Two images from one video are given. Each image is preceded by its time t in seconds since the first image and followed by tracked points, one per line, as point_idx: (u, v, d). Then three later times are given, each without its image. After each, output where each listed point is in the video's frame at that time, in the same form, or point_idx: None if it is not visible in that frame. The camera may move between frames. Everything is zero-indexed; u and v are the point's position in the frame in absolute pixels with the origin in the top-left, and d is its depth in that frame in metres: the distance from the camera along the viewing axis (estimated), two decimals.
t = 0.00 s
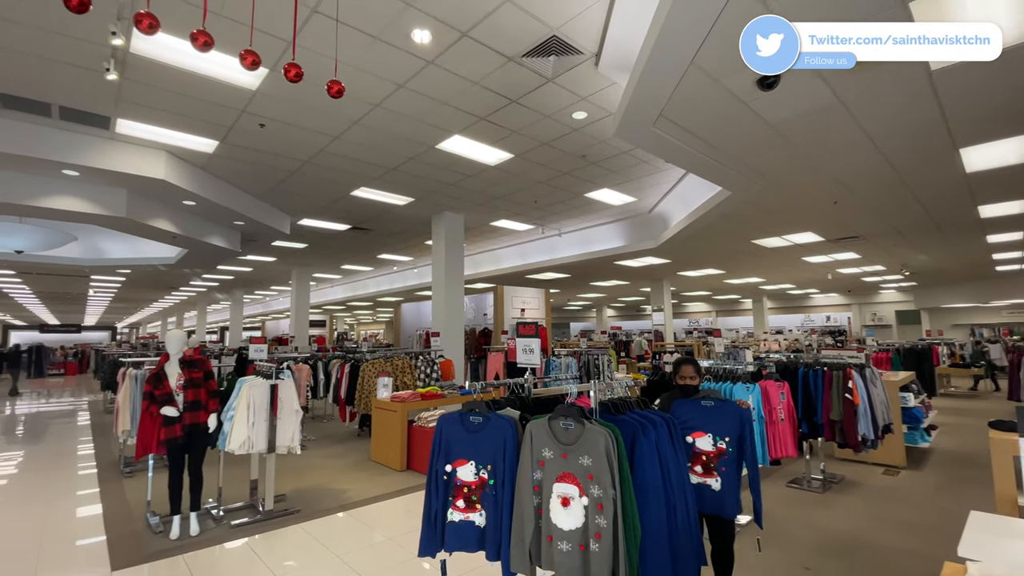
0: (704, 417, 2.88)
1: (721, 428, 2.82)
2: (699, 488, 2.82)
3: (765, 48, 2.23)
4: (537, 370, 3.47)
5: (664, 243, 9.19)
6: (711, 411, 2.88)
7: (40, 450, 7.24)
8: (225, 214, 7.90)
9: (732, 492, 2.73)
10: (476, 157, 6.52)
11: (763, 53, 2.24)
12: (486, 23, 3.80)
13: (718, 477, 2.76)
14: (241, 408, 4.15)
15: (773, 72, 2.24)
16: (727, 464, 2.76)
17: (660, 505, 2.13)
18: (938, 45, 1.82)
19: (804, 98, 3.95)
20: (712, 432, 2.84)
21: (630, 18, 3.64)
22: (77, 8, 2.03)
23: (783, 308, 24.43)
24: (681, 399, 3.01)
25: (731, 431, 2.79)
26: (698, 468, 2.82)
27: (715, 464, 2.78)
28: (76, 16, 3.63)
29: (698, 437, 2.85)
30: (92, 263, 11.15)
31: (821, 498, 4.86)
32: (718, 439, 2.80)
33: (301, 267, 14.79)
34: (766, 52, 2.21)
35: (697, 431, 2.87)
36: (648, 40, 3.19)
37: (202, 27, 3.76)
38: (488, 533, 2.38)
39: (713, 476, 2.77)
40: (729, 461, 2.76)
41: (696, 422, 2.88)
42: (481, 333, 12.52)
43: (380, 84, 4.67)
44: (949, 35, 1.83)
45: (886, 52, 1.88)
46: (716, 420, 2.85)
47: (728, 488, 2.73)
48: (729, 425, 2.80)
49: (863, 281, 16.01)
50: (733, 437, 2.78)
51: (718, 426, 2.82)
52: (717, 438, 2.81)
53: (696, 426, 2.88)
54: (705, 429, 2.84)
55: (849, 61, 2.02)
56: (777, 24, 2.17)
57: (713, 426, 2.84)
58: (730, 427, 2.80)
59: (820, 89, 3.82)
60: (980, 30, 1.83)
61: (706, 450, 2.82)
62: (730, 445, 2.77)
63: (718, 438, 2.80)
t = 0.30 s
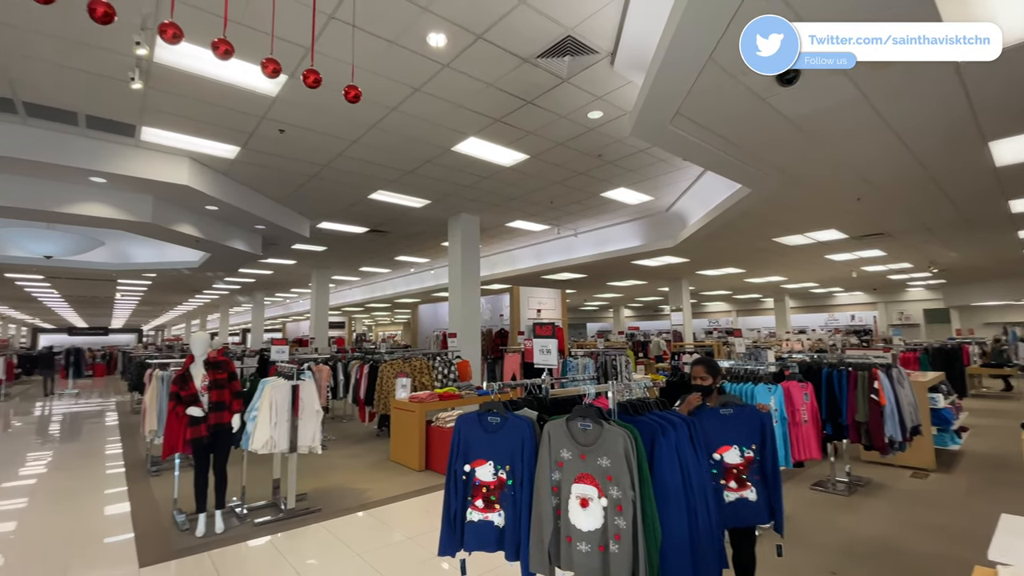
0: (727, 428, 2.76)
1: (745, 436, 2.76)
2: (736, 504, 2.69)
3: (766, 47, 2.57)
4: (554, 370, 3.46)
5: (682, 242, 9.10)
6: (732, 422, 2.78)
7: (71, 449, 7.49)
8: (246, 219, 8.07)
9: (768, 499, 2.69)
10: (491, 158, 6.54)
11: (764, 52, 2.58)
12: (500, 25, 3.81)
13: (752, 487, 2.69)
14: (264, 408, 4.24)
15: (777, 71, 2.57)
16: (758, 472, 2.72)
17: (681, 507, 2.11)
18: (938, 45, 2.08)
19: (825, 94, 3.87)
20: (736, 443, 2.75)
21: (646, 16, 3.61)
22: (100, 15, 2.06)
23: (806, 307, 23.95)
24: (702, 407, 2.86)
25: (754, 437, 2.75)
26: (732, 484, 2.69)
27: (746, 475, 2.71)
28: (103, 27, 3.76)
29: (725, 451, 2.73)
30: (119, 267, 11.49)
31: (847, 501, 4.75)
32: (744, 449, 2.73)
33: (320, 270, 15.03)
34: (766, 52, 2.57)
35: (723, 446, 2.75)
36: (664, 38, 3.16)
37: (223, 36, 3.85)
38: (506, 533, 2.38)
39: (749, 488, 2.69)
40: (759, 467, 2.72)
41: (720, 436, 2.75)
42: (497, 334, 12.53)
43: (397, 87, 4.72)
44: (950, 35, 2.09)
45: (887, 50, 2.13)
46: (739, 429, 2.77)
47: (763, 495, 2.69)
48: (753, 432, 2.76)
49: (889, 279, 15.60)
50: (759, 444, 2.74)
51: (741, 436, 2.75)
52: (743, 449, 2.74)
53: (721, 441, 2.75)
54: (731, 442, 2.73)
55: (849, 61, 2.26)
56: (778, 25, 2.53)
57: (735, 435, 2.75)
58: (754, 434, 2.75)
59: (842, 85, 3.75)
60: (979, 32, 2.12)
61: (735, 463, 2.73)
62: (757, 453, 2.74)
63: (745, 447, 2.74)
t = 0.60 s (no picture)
0: (761, 444, 2.60)
1: (778, 449, 2.63)
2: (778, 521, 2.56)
3: (765, 47, 2.44)
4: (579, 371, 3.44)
5: (708, 240, 8.93)
6: (764, 435, 2.62)
7: (113, 447, 7.81)
8: (275, 223, 8.28)
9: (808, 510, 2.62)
10: (513, 159, 6.55)
11: (762, 52, 2.45)
12: (522, 26, 3.82)
13: (792, 500, 2.61)
14: (294, 408, 4.34)
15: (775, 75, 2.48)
16: (791, 483, 2.65)
17: (712, 511, 2.06)
18: (938, 45, 2.08)
19: (857, 85, 3.75)
20: (769, 457, 2.61)
21: (669, 11, 3.56)
22: (134, 28, 2.07)
23: (839, 305, 23.21)
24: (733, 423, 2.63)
25: (786, 448, 2.66)
26: (774, 500, 2.55)
27: (784, 489, 2.60)
28: (138, 41, 3.91)
29: (761, 469, 2.57)
30: (155, 272, 11.93)
31: (885, 506, 4.58)
32: (779, 463, 2.61)
33: (346, 272, 15.30)
34: (766, 52, 2.43)
35: (759, 463, 2.57)
36: (687, 33, 3.12)
37: (252, 46, 3.96)
38: (533, 534, 2.38)
39: (789, 501, 2.59)
40: (796, 479, 2.63)
41: (756, 454, 2.57)
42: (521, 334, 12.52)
43: (419, 91, 4.77)
44: (949, 35, 2.08)
45: (887, 49, 2.09)
46: (772, 442, 2.63)
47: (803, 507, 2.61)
48: (784, 444, 2.65)
49: (929, 276, 14.98)
50: (794, 455, 2.65)
51: (775, 450, 2.62)
52: (778, 462, 2.61)
53: (757, 458, 2.57)
54: (767, 458, 2.58)
55: (849, 61, 2.18)
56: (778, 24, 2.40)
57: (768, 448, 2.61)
58: (786, 446, 2.65)
59: (875, 75, 3.62)
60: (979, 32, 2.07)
61: (771, 478, 2.59)
62: (792, 464, 2.64)
63: (780, 461, 2.62)
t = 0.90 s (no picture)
0: (796, 457, 2.51)
1: (815, 463, 2.53)
2: (817, 537, 2.47)
3: (765, 47, 2.64)
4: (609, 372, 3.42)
5: (742, 237, 8.69)
6: (800, 449, 2.53)
7: (159, 444, 8.18)
8: (309, 228, 8.51)
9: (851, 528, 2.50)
10: (540, 159, 6.54)
11: (763, 52, 2.66)
12: (548, 25, 3.81)
13: (833, 516, 2.50)
14: (329, 407, 4.45)
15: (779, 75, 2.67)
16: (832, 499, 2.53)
17: (749, 515, 2.01)
18: (937, 44, 2.17)
19: (900, 73, 3.59)
20: (806, 472, 2.51)
21: (699, 4, 3.50)
22: (176, 42, 2.12)
23: (882, 303, 22.22)
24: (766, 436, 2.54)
25: (825, 462, 2.54)
26: (811, 515, 2.47)
27: (824, 505, 2.49)
28: (179, 55, 4.09)
29: (797, 483, 2.48)
30: (197, 276, 12.43)
31: (935, 513, 4.36)
32: (817, 477, 2.51)
33: (377, 275, 15.60)
34: (766, 52, 2.64)
35: (794, 477, 2.48)
36: (718, 25, 3.05)
37: (286, 56, 4.09)
38: (565, 534, 2.37)
39: (829, 517, 2.49)
40: (837, 495, 2.50)
41: (791, 467, 2.49)
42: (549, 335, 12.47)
43: (447, 95, 4.82)
44: (948, 35, 2.21)
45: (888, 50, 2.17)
46: (808, 456, 2.53)
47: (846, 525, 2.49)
48: (823, 458, 2.54)
49: (982, 271, 14.17)
50: (834, 470, 2.53)
51: (813, 464, 2.52)
52: (815, 477, 2.51)
53: (792, 471, 2.49)
54: (803, 472, 2.48)
55: (849, 61, 2.34)
56: (777, 27, 2.60)
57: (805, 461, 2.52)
58: (825, 460, 2.53)
59: (920, 62, 3.46)
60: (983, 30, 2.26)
61: (808, 493, 2.49)
62: (832, 479, 2.52)
63: (818, 475, 2.51)
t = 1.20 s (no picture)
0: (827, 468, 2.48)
1: (852, 476, 2.45)
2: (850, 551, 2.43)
3: (766, 46, 2.76)
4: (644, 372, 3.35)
5: (783, 233, 8.40)
6: (833, 460, 2.49)
7: (207, 441, 8.57)
8: (345, 231, 8.74)
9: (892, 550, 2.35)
10: (571, 158, 6.51)
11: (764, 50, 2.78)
12: (578, 23, 3.79)
13: (869, 535, 2.39)
14: (366, 406, 4.56)
15: (778, 74, 2.89)
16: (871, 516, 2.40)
17: (794, 522, 1.95)
18: (935, 43, 2.52)
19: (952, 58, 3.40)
20: (840, 484, 2.45)
21: None
22: (220, 56, 2.20)
23: (937, 300, 21.00)
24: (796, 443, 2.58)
25: (863, 477, 2.43)
26: (842, 528, 2.42)
27: (860, 521, 2.40)
28: (222, 68, 4.28)
29: (830, 494, 2.45)
30: (240, 280, 12.94)
31: (999, 523, 4.09)
32: (854, 491, 2.42)
33: (411, 276, 15.86)
34: (767, 52, 2.77)
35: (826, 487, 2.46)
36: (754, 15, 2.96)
37: (322, 65, 4.21)
38: (601, 536, 2.34)
39: (864, 535, 2.39)
40: (877, 512, 2.38)
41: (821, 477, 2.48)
42: (582, 335, 12.38)
43: (478, 97, 4.86)
44: (943, 34, 2.56)
45: (889, 48, 2.47)
46: (842, 468, 2.47)
47: (887, 546, 2.35)
48: (859, 471, 2.44)
49: None
50: (872, 486, 2.40)
51: (848, 476, 2.44)
52: (851, 490, 2.43)
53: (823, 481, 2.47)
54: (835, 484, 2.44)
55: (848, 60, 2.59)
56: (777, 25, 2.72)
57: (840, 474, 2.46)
58: (861, 474, 2.43)
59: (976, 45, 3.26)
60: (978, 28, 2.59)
61: (843, 507, 2.43)
62: (871, 494, 2.41)
63: (854, 489, 2.42)
